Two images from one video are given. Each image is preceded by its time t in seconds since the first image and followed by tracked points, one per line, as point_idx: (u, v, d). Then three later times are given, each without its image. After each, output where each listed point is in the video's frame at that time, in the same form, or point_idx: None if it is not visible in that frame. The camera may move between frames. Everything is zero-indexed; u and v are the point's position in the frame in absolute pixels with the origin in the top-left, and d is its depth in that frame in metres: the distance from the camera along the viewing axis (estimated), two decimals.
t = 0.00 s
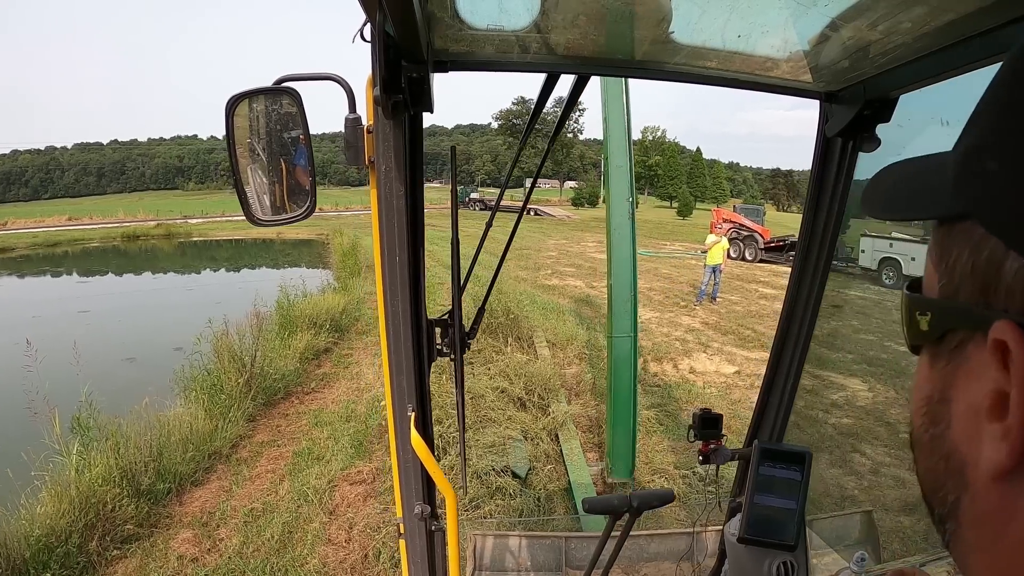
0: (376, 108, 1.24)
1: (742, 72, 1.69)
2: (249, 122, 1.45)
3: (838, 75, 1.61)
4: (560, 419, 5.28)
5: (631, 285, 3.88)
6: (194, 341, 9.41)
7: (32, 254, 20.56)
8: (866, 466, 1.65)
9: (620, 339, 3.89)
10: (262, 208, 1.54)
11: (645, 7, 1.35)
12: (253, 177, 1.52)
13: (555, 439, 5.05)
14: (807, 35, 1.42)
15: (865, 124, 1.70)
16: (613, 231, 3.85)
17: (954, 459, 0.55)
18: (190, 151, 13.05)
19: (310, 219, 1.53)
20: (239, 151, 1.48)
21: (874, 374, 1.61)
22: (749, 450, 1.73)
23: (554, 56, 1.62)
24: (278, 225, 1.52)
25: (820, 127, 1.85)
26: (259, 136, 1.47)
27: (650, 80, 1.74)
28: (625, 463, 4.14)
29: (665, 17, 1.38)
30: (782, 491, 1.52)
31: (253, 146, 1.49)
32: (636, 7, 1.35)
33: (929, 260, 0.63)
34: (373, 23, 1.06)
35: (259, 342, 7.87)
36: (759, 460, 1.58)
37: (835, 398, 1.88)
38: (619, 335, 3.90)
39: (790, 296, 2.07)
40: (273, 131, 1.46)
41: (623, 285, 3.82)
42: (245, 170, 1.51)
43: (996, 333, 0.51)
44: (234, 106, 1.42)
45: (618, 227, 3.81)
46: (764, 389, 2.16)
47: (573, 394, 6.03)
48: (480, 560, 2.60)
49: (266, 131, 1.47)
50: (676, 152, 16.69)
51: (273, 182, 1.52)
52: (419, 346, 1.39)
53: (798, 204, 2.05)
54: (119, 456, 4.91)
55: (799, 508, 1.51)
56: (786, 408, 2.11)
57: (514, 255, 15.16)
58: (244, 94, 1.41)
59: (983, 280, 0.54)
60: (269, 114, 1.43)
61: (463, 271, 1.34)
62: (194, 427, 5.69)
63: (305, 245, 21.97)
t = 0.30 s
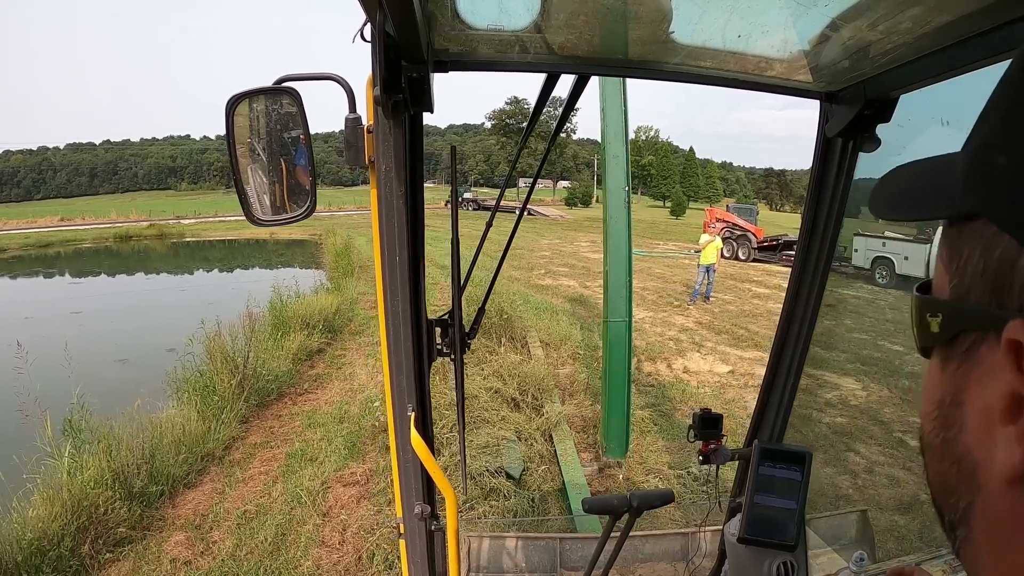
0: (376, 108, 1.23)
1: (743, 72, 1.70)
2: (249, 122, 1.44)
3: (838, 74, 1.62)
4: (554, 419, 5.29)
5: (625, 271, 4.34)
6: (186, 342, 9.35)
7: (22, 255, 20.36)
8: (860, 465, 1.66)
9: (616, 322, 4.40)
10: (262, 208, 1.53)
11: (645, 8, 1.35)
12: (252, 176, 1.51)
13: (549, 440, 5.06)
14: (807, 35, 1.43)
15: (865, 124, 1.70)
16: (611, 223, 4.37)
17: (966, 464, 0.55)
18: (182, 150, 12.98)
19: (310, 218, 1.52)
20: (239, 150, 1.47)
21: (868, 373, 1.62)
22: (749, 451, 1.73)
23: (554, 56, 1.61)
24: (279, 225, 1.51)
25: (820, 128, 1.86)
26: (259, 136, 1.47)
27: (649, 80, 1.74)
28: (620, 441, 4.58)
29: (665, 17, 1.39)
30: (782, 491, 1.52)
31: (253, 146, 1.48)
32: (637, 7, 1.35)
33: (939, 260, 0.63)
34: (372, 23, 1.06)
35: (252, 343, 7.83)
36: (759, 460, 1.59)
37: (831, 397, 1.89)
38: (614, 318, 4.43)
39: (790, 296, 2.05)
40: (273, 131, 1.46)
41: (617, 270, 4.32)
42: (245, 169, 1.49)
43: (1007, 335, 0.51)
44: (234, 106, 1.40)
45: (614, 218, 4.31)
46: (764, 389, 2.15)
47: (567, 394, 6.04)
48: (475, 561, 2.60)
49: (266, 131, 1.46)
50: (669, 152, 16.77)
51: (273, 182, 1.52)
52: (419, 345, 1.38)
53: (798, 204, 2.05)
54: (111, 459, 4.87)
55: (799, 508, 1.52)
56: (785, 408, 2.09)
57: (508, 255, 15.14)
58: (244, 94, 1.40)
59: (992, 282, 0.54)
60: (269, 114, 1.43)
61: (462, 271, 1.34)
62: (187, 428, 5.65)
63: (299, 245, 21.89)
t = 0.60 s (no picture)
0: (375, 108, 1.24)
1: (745, 73, 1.70)
2: (249, 122, 1.44)
3: (838, 74, 1.62)
4: (548, 420, 5.29)
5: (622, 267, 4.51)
6: (179, 343, 9.30)
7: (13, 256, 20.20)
8: (855, 464, 1.67)
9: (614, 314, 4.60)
10: (262, 208, 1.51)
11: (646, 8, 1.35)
12: (252, 176, 1.50)
13: (544, 440, 5.06)
14: (807, 35, 1.43)
15: (865, 124, 1.70)
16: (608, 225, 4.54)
17: (945, 459, 0.56)
18: (175, 150, 12.92)
19: (310, 219, 1.51)
20: (239, 149, 1.46)
21: (863, 372, 1.63)
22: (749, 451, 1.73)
23: (554, 56, 1.61)
24: (278, 225, 1.49)
25: (820, 128, 1.86)
26: (259, 136, 1.46)
27: (649, 80, 1.75)
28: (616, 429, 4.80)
29: (665, 17, 1.39)
30: (782, 491, 1.52)
31: (253, 146, 1.47)
32: (637, 7, 1.35)
33: (923, 257, 0.63)
34: (373, 24, 1.06)
35: (245, 344, 7.80)
36: (759, 461, 1.59)
37: (828, 397, 1.91)
38: (612, 311, 4.61)
39: (790, 294, 2.04)
40: (273, 132, 1.46)
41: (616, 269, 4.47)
42: (244, 169, 1.48)
43: (986, 333, 0.52)
44: (234, 107, 1.42)
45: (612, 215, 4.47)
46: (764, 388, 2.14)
47: (561, 394, 6.05)
48: (471, 563, 2.60)
49: (266, 132, 1.46)
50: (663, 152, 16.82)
51: (273, 182, 1.51)
52: (419, 345, 1.38)
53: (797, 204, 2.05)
54: (104, 461, 4.84)
55: (799, 508, 1.52)
56: (785, 408, 2.08)
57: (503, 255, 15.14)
58: (244, 94, 1.41)
59: (975, 282, 0.54)
60: (269, 114, 1.43)
61: (462, 271, 1.34)
62: (181, 430, 5.61)
63: (293, 246, 21.81)
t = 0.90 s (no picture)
0: (375, 108, 1.24)
1: (745, 73, 1.71)
2: (249, 122, 1.44)
3: (837, 74, 1.62)
4: (545, 420, 5.29)
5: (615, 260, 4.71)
6: (175, 343, 9.26)
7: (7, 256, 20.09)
8: (852, 463, 1.68)
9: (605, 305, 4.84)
10: (262, 208, 1.51)
11: (645, 8, 1.35)
12: (252, 176, 1.50)
13: (540, 441, 5.06)
14: (807, 35, 1.43)
15: (865, 124, 1.70)
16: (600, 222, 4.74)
17: (939, 462, 0.56)
18: (170, 151, 12.87)
19: (310, 219, 1.49)
20: (239, 149, 1.46)
21: (860, 371, 1.64)
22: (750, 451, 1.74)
23: (554, 56, 1.61)
24: (278, 225, 1.48)
25: (819, 128, 1.85)
26: (259, 136, 1.46)
27: (649, 80, 1.75)
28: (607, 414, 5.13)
29: (665, 18, 1.39)
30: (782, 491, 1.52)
31: (253, 146, 1.47)
32: (638, 7, 1.35)
33: (919, 258, 0.63)
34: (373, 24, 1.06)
35: (241, 345, 7.77)
36: (759, 461, 1.59)
37: (825, 396, 1.92)
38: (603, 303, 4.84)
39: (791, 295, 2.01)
40: (273, 131, 1.45)
41: (610, 266, 4.65)
42: (244, 169, 1.48)
43: (981, 340, 0.52)
44: (234, 107, 1.42)
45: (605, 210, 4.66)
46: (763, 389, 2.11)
47: (558, 395, 6.05)
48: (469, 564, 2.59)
49: (266, 132, 1.45)
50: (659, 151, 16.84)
51: (273, 182, 1.50)
52: (419, 345, 1.38)
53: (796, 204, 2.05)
54: (99, 463, 4.82)
55: (798, 508, 1.52)
56: (785, 407, 2.05)
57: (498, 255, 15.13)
58: (244, 94, 1.41)
59: (970, 287, 0.54)
60: (269, 114, 1.43)
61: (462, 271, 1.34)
62: (177, 431, 5.59)
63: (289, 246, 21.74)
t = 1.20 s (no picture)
0: (375, 108, 1.24)
1: (744, 72, 1.70)
2: (249, 122, 1.44)
3: (837, 74, 1.62)
4: (543, 420, 5.29)
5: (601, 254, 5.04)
6: (172, 344, 9.24)
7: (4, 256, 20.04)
8: (850, 463, 1.69)
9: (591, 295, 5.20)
10: (261, 208, 1.50)
11: (645, 8, 1.35)
12: (252, 176, 1.50)
13: (538, 441, 5.06)
14: (806, 35, 1.44)
15: (864, 124, 1.70)
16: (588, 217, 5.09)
17: (938, 463, 0.56)
18: (167, 151, 12.83)
19: (309, 219, 1.49)
20: (239, 149, 1.46)
21: (858, 370, 1.65)
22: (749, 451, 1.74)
23: (553, 56, 1.61)
24: (277, 225, 1.48)
25: (819, 128, 1.85)
26: (259, 136, 1.46)
27: (649, 80, 1.75)
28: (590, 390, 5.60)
29: (665, 18, 1.39)
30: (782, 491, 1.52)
31: (253, 146, 1.47)
32: (638, 7, 1.35)
33: (916, 260, 0.63)
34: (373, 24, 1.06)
35: (238, 345, 7.75)
36: (758, 461, 1.59)
37: (823, 396, 1.93)
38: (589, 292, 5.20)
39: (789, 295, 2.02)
40: (273, 131, 1.45)
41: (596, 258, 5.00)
42: (244, 169, 1.48)
43: (979, 340, 0.52)
44: (233, 107, 1.41)
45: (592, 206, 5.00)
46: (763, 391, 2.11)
47: (555, 395, 6.05)
48: (467, 564, 2.59)
49: (266, 132, 1.45)
50: (657, 151, 16.84)
51: (272, 182, 1.49)
52: (418, 345, 1.37)
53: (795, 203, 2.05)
54: (97, 464, 4.81)
55: (798, 508, 1.52)
56: (785, 407, 2.04)
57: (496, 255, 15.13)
58: (243, 94, 1.41)
59: (968, 286, 0.54)
60: (269, 114, 1.42)
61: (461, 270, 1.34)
62: (174, 431, 5.58)
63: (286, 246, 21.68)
